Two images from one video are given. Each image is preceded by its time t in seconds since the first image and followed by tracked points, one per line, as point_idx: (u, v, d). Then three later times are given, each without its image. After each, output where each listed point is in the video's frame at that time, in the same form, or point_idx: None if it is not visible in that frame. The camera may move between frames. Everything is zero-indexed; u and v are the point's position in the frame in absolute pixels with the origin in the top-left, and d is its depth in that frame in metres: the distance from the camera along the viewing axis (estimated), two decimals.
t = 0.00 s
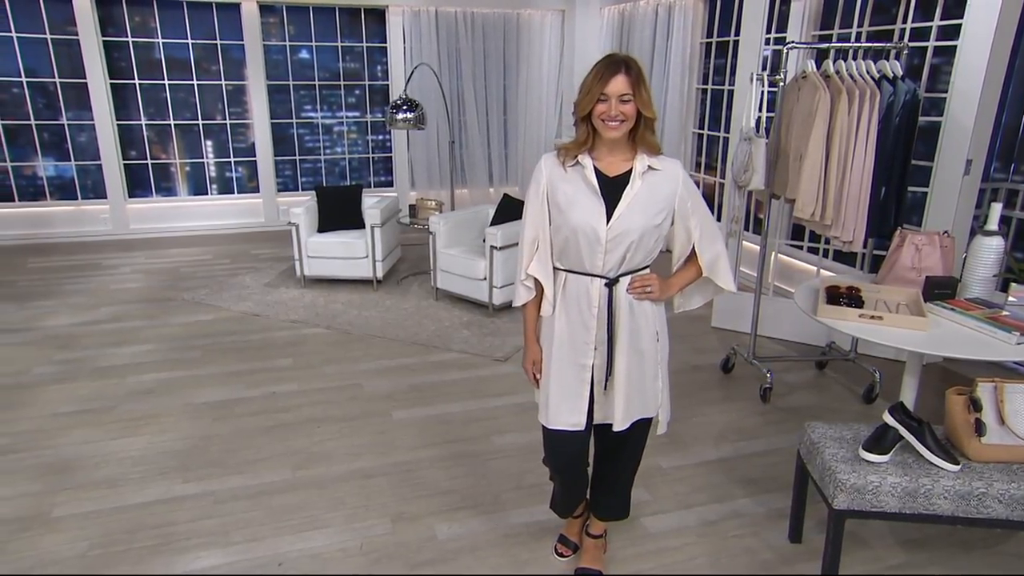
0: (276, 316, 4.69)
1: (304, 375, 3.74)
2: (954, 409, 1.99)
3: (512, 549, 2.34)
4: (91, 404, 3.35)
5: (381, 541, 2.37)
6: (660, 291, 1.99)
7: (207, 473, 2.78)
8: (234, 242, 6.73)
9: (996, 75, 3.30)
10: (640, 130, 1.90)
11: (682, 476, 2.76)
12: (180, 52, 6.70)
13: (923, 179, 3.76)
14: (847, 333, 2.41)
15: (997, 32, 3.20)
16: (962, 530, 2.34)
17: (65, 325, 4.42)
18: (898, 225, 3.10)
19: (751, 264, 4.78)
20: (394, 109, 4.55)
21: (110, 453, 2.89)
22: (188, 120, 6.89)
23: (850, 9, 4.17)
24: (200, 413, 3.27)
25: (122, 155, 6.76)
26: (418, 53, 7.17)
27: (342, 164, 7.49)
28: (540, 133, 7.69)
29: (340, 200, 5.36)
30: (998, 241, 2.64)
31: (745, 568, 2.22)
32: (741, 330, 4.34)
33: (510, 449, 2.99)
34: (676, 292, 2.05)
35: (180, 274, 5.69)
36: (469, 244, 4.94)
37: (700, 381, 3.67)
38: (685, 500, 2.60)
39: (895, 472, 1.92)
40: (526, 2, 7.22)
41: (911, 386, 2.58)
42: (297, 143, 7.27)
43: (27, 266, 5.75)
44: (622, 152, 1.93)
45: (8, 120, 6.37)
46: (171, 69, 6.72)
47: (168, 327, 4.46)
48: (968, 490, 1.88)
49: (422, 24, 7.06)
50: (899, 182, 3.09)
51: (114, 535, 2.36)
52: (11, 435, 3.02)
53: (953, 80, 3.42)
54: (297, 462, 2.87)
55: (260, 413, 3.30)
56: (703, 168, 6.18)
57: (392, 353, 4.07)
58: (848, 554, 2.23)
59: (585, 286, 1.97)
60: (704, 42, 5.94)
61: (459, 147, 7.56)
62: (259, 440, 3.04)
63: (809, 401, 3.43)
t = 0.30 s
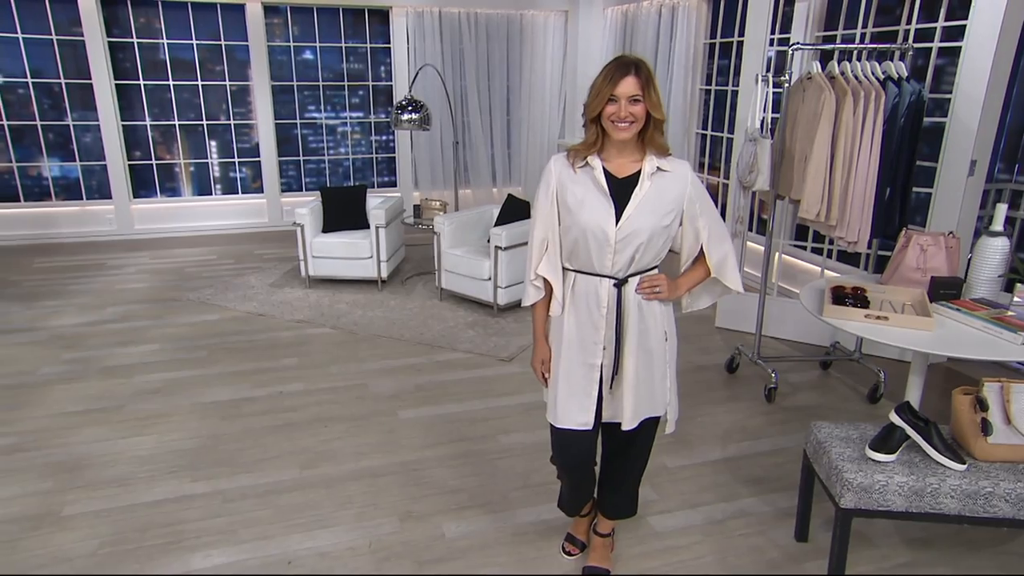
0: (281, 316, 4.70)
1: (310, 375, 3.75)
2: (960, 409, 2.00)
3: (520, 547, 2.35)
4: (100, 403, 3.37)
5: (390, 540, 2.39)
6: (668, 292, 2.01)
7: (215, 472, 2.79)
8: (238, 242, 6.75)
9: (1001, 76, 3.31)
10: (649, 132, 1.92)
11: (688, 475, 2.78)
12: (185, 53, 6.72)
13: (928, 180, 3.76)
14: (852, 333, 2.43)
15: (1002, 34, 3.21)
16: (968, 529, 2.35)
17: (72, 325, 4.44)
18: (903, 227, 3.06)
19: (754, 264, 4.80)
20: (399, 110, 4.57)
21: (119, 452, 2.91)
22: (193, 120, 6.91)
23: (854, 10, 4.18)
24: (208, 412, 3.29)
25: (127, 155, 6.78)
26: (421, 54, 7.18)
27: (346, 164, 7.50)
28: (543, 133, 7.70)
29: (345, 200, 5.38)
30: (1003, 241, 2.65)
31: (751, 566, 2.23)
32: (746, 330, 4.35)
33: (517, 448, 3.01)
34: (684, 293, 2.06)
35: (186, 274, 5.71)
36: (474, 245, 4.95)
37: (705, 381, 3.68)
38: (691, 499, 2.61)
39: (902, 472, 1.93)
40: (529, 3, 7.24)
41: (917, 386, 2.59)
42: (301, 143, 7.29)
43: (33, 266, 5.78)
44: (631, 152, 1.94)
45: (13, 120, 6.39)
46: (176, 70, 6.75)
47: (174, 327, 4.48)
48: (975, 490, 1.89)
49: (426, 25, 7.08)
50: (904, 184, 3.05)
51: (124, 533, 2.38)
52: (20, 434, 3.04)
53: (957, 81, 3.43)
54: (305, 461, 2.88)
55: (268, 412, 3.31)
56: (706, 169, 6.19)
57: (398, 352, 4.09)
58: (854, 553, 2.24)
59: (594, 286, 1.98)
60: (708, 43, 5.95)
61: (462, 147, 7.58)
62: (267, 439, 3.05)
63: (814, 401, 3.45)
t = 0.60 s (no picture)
0: (287, 316, 4.72)
1: (317, 375, 3.77)
2: (967, 409, 2.02)
3: (529, 546, 2.37)
4: (108, 403, 3.39)
5: (399, 538, 2.41)
6: (676, 292, 2.01)
7: (224, 471, 2.81)
8: (242, 242, 6.77)
9: (1004, 77, 3.33)
10: (658, 133, 1.93)
11: (695, 475, 2.79)
12: (189, 54, 6.74)
13: (932, 180, 3.78)
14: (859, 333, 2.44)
15: (1005, 35, 3.23)
16: (974, 528, 2.37)
17: (79, 325, 4.46)
18: (908, 227, 3.10)
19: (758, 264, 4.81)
20: (404, 111, 4.59)
21: (129, 452, 2.93)
22: (197, 121, 6.93)
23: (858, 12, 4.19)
24: (216, 412, 3.31)
25: (132, 156, 6.80)
26: (424, 55, 7.20)
27: (349, 165, 7.52)
28: (546, 134, 7.72)
29: (350, 201, 5.40)
30: (1009, 242, 2.67)
31: (759, 565, 2.25)
32: (750, 330, 4.37)
33: (524, 447, 3.03)
34: (692, 293, 2.07)
35: (190, 274, 5.73)
36: (479, 245, 4.97)
37: (710, 381, 3.70)
38: (698, 498, 2.63)
39: (909, 470, 1.95)
40: (532, 3, 7.26)
41: (922, 385, 2.60)
42: (304, 144, 7.30)
43: (38, 265, 5.80)
44: (640, 154, 1.95)
45: (18, 121, 6.41)
46: (180, 71, 6.76)
47: (180, 327, 4.50)
48: (982, 488, 1.90)
49: (429, 26, 7.11)
50: (908, 184, 3.09)
51: (136, 531, 2.40)
52: (30, 433, 3.06)
53: (961, 82, 3.45)
54: (313, 460, 2.90)
55: (275, 411, 3.33)
56: (709, 169, 6.21)
57: (404, 352, 4.10)
58: (862, 551, 2.26)
59: (603, 286, 1.99)
60: (711, 44, 5.97)
61: (465, 148, 7.60)
62: (275, 438, 3.07)
63: (819, 400, 3.46)
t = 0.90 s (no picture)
0: (292, 316, 4.74)
1: (323, 375, 3.79)
2: (974, 409, 2.04)
3: (538, 545, 2.39)
4: (116, 403, 3.41)
5: (409, 537, 2.43)
6: (682, 293, 2.03)
7: (233, 471, 2.83)
8: (245, 243, 6.79)
9: (1007, 79, 3.35)
10: (666, 136, 1.94)
11: (701, 474, 2.81)
12: (193, 55, 6.75)
13: (935, 182, 3.80)
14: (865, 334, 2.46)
15: (1008, 38, 3.25)
16: (979, 527, 2.39)
17: (85, 326, 4.48)
18: (912, 228, 3.14)
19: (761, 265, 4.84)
20: (409, 113, 4.60)
21: (138, 452, 2.96)
22: (200, 122, 6.95)
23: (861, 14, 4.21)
24: (224, 412, 3.33)
25: (135, 157, 6.82)
26: (427, 56, 7.22)
27: (352, 165, 7.55)
28: (548, 134, 7.74)
29: (354, 201, 5.41)
30: (1013, 244, 2.69)
31: (766, 563, 2.27)
32: (753, 331, 4.39)
33: (531, 447, 3.05)
34: (698, 295, 2.09)
35: (194, 275, 5.75)
36: (483, 246, 4.99)
37: (714, 381, 3.72)
38: (704, 497, 2.65)
39: (916, 469, 1.97)
40: (534, 5, 7.28)
41: (927, 386, 2.63)
42: (307, 144, 7.32)
43: (43, 266, 5.82)
44: (648, 156, 1.96)
45: (22, 122, 6.42)
46: (183, 72, 6.78)
47: (186, 327, 4.52)
48: (988, 488, 1.93)
49: (431, 27, 7.12)
50: (912, 186, 3.13)
51: (148, 531, 2.43)
52: (40, 433, 3.09)
53: (964, 84, 3.47)
54: (322, 460, 2.92)
55: (283, 412, 3.35)
56: (711, 170, 6.23)
57: (409, 353, 4.12)
58: (868, 550, 2.28)
59: (609, 287, 2.01)
60: (713, 45, 6.00)
61: (468, 149, 7.63)
62: (283, 438, 3.09)
63: (823, 400, 3.48)
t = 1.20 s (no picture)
0: (300, 316, 4.77)
1: (334, 375, 3.82)
2: (984, 409, 2.07)
3: (551, 543, 2.42)
4: (130, 402, 3.44)
5: (423, 536, 2.46)
6: (687, 294, 2.03)
7: (248, 471, 2.87)
8: (252, 244, 6.82)
9: (1014, 81, 3.37)
10: (676, 134, 1.95)
11: (711, 474, 2.84)
12: (199, 57, 6.78)
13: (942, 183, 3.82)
14: (874, 334, 2.48)
15: (1015, 41, 3.28)
16: (988, 526, 2.41)
17: (95, 326, 4.51)
18: (919, 231, 3.13)
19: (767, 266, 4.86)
20: (416, 115, 4.63)
21: (153, 451, 2.99)
22: (206, 123, 6.98)
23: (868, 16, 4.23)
24: (236, 411, 3.36)
25: (142, 158, 6.85)
26: (432, 57, 7.24)
27: (357, 166, 7.57)
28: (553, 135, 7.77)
29: (361, 202, 5.44)
30: (1021, 246, 2.70)
31: (776, 562, 2.30)
32: (759, 331, 4.41)
33: (541, 447, 3.07)
34: (704, 294, 2.09)
35: (202, 275, 5.78)
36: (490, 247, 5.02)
37: (721, 381, 3.75)
38: (715, 496, 2.68)
39: (927, 469, 1.99)
40: (539, 6, 7.30)
41: (935, 386, 2.65)
42: (313, 145, 7.35)
43: (51, 267, 5.85)
44: (657, 154, 1.98)
45: (30, 123, 6.45)
46: (190, 73, 6.81)
47: (195, 328, 4.55)
48: (999, 487, 1.95)
49: (437, 28, 7.14)
50: (920, 188, 3.10)
51: (165, 529, 2.46)
52: (55, 432, 3.12)
53: (971, 87, 3.49)
54: (335, 459, 2.95)
55: (294, 411, 3.38)
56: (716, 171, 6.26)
57: (418, 353, 4.15)
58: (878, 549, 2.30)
59: (615, 283, 2.04)
60: (718, 47, 6.03)
61: (473, 150, 7.66)
62: (295, 438, 3.12)
63: (829, 401, 3.51)
